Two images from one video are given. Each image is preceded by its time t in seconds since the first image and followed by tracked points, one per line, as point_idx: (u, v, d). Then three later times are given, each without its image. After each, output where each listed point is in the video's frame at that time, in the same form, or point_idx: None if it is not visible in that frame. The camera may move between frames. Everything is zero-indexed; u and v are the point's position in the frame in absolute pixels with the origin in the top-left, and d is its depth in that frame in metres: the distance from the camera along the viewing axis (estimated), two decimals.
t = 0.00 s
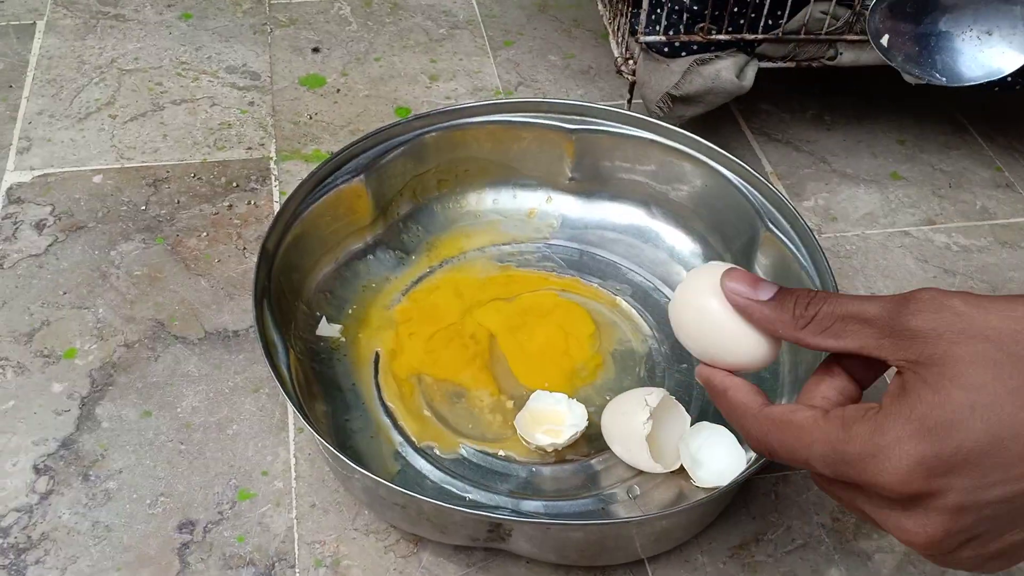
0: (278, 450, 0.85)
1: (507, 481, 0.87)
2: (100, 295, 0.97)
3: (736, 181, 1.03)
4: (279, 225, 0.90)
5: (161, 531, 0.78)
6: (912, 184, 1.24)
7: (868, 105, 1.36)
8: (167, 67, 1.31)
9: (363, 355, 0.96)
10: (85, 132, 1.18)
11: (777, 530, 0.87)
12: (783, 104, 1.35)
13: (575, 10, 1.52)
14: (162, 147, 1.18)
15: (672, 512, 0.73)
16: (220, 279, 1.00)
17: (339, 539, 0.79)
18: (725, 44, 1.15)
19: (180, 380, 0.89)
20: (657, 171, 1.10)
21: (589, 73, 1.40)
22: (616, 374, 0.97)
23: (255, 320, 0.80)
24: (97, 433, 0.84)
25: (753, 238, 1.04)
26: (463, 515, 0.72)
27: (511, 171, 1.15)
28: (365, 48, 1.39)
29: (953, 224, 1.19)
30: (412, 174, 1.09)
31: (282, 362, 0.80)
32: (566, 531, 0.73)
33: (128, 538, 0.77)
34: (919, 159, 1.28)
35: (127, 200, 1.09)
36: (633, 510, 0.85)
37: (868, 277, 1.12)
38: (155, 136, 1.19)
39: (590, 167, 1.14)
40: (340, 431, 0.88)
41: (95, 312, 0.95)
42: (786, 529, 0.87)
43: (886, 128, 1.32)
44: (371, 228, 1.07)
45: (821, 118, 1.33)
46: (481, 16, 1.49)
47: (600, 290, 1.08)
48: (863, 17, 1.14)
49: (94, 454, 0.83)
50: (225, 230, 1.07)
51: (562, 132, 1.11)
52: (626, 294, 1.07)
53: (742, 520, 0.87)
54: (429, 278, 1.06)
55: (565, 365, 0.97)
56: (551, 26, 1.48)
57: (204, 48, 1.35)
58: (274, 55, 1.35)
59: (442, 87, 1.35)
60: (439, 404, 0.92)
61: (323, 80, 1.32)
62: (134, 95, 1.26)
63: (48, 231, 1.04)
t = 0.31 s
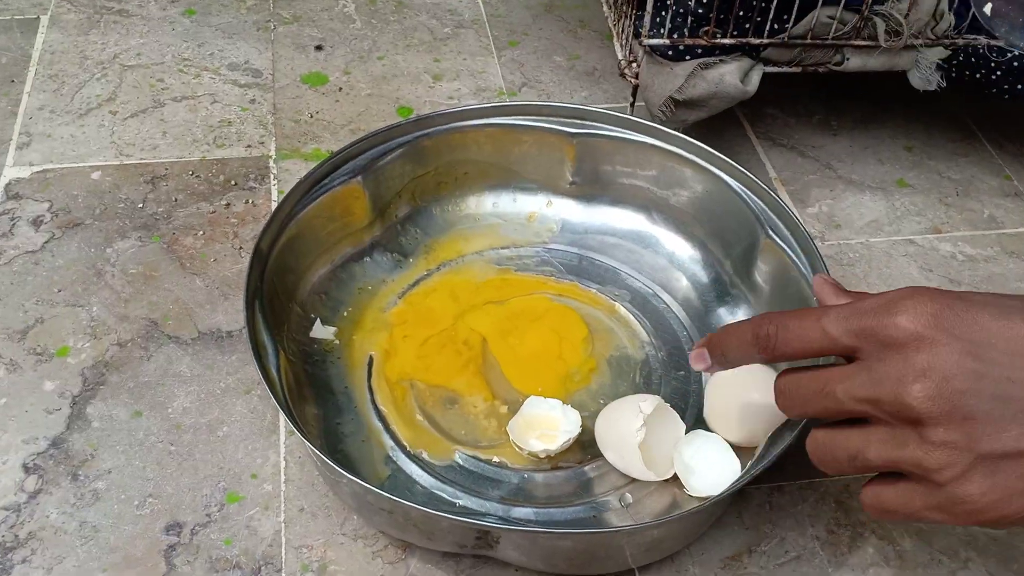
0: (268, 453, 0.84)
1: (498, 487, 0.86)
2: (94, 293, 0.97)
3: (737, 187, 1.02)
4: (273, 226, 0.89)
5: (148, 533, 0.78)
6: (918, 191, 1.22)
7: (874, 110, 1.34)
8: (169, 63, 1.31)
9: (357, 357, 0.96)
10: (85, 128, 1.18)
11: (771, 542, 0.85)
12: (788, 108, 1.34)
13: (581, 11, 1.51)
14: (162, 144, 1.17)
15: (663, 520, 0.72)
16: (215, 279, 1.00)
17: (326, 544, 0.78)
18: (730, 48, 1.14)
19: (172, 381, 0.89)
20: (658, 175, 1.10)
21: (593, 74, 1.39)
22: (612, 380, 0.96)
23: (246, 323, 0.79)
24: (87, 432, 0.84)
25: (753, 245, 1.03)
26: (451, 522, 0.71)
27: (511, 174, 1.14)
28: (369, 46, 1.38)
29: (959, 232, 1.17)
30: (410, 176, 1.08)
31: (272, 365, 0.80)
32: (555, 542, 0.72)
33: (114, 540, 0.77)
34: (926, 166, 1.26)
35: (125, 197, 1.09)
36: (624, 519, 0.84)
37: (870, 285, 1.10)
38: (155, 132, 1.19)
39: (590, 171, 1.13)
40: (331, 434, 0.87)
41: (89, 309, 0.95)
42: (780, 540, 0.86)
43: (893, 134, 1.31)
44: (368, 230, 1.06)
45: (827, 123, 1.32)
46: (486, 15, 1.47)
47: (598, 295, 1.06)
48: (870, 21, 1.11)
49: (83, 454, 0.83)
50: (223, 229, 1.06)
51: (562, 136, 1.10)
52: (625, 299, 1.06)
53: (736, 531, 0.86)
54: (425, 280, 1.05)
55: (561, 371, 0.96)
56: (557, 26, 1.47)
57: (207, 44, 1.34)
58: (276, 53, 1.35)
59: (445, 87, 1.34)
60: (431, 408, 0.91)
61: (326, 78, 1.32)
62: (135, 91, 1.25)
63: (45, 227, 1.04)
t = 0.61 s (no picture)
0: (224, 477, 0.83)
1: (459, 509, 0.86)
2: (54, 315, 0.96)
3: (703, 202, 1.02)
4: (229, 247, 0.90)
5: (100, 561, 0.77)
6: (888, 204, 1.22)
7: (847, 122, 1.34)
8: (138, 80, 1.30)
9: (318, 376, 0.95)
10: (51, 146, 1.18)
11: (734, 561, 0.85)
12: (759, 121, 1.34)
13: (556, 23, 1.50)
14: (127, 162, 1.17)
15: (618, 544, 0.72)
16: (177, 299, 0.99)
17: (281, 570, 0.78)
18: (697, 61, 1.14)
19: (129, 404, 0.88)
20: (625, 188, 1.09)
21: (566, 87, 1.39)
22: (577, 398, 0.96)
23: (199, 347, 0.80)
24: (41, 458, 0.84)
25: (719, 259, 1.02)
26: (404, 550, 0.70)
27: (478, 188, 1.13)
28: (340, 61, 1.37)
29: (929, 244, 1.17)
30: (375, 193, 1.08)
31: (225, 388, 0.81)
32: (509, 567, 0.71)
33: (65, 568, 0.76)
34: (897, 177, 1.26)
35: (89, 216, 1.08)
36: (585, 541, 0.84)
37: (838, 298, 1.10)
38: (122, 150, 1.18)
39: (557, 185, 1.12)
40: (288, 458, 0.87)
41: (48, 332, 0.94)
42: (742, 560, 0.85)
43: (864, 145, 1.31)
44: (333, 246, 1.05)
45: (798, 135, 1.32)
46: (460, 29, 1.46)
47: (565, 312, 1.06)
48: (837, 33, 1.11)
49: (37, 480, 0.82)
50: (186, 248, 1.06)
51: (529, 150, 1.10)
52: (591, 315, 1.06)
53: (698, 551, 0.86)
54: (390, 297, 1.05)
55: (524, 390, 0.96)
56: (531, 39, 1.46)
57: (177, 61, 1.34)
58: (247, 68, 1.34)
59: (416, 101, 1.33)
60: (392, 430, 0.91)
61: (296, 93, 1.31)
62: (103, 108, 1.25)
63: (6, 248, 1.03)
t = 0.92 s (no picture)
0: (138, 546, 0.85)
1: (373, 565, 0.87)
2: None
3: (614, 243, 1.05)
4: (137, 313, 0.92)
5: None
6: (800, 232, 1.26)
7: (760, 154, 1.39)
8: (60, 145, 1.31)
9: (235, 437, 0.96)
10: None
11: None
12: (675, 156, 1.38)
13: (479, 67, 1.52)
14: (48, 229, 1.18)
15: None
16: (95, 365, 1.01)
17: None
18: (606, 103, 1.15)
19: (45, 476, 0.90)
20: (539, 232, 1.12)
21: (489, 131, 1.41)
22: (496, 446, 0.97)
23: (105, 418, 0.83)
24: None
25: (628, 296, 1.05)
26: None
27: (397, 236, 1.15)
28: (263, 116, 1.39)
29: (840, 269, 1.21)
30: (292, 247, 1.09)
31: (131, 458, 0.84)
32: None
33: None
34: (809, 206, 1.30)
35: (8, 286, 1.10)
36: None
37: (751, 327, 1.14)
38: (43, 217, 1.20)
39: (473, 231, 1.14)
40: (201, 522, 0.88)
41: None
42: None
43: (776, 176, 1.35)
44: (249, 303, 1.07)
45: (713, 169, 1.37)
46: (384, 77, 1.48)
47: (486, 357, 1.07)
48: (739, 69, 1.12)
49: None
50: (105, 312, 1.07)
51: (445, 196, 1.11)
52: (511, 358, 1.07)
53: None
54: (309, 352, 1.06)
55: (442, 440, 0.97)
56: (455, 86, 1.48)
57: (100, 123, 1.35)
58: (170, 128, 1.35)
59: (340, 152, 1.35)
60: (308, 488, 0.92)
61: (219, 151, 1.33)
62: (25, 176, 1.26)
63: None
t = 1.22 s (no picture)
0: None
1: None
2: None
3: (508, 360, 1.09)
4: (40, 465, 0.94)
5: None
6: (693, 329, 1.33)
7: (656, 252, 1.46)
8: None
9: None
10: None
11: None
12: (575, 259, 1.45)
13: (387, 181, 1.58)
14: None
15: None
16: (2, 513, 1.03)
17: None
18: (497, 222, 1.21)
19: None
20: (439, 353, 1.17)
21: (397, 244, 1.46)
22: (401, 570, 0.99)
23: None
24: None
25: (524, 411, 1.09)
26: None
27: (302, 363, 1.19)
28: (174, 244, 1.43)
29: (730, 365, 1.27)
30: (196, 384, 1.13)
31: None
32: None
33: None
34: (701, 303, 1.37)
35: None
36: None
37: (649, 429, 1.19)
38: None
39: (375, 354, 1.19)
40: None
41: None
42: None
43: (671, 274, 1.42)
44: (155, 442, 1.10)
45: (612, 271, 1.43)
46: (294, 197, 1.53)
47: (392, 478, 1.10)
48: (618, 186, 1.20)
49: None
50: (14, 457, 1.10)
51: (345, 323, 1.16)
52: (417, 478, 1.10)
53: None
54: (217, 486, 1.08)
55: (348, 568, 0.99)
56: (364, 200, 1.54)
57: (10, 261, 1.38)
58: (80, 261, 1.39)
59: (250, 275, 1.39)
60: None
61: (129, 282, 1.36)
62: None
63: None
